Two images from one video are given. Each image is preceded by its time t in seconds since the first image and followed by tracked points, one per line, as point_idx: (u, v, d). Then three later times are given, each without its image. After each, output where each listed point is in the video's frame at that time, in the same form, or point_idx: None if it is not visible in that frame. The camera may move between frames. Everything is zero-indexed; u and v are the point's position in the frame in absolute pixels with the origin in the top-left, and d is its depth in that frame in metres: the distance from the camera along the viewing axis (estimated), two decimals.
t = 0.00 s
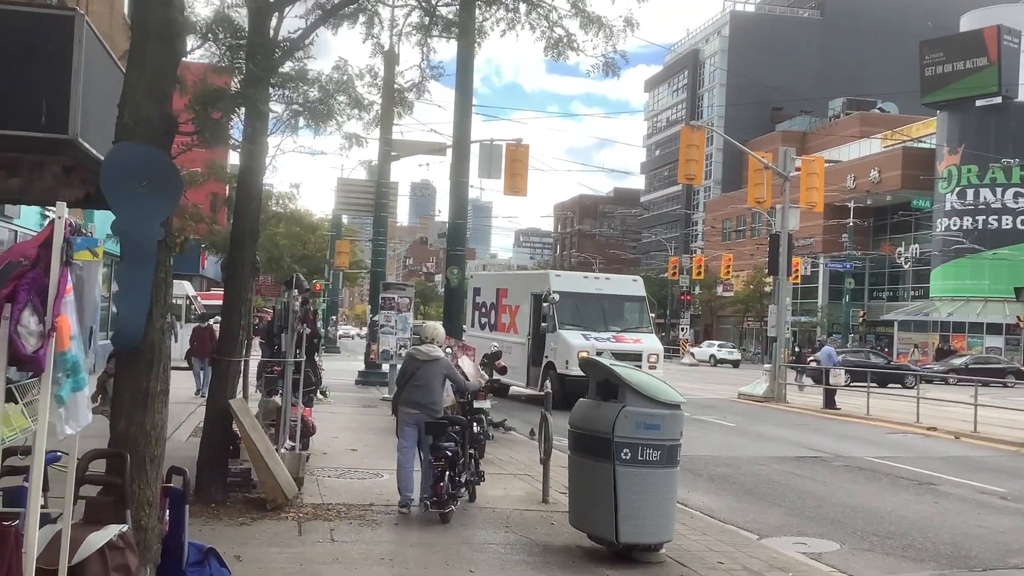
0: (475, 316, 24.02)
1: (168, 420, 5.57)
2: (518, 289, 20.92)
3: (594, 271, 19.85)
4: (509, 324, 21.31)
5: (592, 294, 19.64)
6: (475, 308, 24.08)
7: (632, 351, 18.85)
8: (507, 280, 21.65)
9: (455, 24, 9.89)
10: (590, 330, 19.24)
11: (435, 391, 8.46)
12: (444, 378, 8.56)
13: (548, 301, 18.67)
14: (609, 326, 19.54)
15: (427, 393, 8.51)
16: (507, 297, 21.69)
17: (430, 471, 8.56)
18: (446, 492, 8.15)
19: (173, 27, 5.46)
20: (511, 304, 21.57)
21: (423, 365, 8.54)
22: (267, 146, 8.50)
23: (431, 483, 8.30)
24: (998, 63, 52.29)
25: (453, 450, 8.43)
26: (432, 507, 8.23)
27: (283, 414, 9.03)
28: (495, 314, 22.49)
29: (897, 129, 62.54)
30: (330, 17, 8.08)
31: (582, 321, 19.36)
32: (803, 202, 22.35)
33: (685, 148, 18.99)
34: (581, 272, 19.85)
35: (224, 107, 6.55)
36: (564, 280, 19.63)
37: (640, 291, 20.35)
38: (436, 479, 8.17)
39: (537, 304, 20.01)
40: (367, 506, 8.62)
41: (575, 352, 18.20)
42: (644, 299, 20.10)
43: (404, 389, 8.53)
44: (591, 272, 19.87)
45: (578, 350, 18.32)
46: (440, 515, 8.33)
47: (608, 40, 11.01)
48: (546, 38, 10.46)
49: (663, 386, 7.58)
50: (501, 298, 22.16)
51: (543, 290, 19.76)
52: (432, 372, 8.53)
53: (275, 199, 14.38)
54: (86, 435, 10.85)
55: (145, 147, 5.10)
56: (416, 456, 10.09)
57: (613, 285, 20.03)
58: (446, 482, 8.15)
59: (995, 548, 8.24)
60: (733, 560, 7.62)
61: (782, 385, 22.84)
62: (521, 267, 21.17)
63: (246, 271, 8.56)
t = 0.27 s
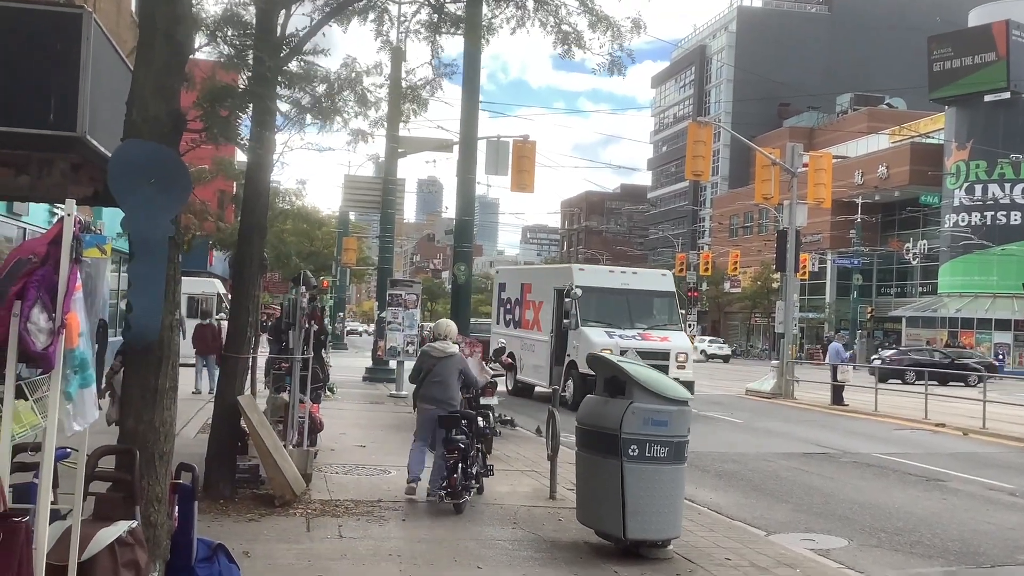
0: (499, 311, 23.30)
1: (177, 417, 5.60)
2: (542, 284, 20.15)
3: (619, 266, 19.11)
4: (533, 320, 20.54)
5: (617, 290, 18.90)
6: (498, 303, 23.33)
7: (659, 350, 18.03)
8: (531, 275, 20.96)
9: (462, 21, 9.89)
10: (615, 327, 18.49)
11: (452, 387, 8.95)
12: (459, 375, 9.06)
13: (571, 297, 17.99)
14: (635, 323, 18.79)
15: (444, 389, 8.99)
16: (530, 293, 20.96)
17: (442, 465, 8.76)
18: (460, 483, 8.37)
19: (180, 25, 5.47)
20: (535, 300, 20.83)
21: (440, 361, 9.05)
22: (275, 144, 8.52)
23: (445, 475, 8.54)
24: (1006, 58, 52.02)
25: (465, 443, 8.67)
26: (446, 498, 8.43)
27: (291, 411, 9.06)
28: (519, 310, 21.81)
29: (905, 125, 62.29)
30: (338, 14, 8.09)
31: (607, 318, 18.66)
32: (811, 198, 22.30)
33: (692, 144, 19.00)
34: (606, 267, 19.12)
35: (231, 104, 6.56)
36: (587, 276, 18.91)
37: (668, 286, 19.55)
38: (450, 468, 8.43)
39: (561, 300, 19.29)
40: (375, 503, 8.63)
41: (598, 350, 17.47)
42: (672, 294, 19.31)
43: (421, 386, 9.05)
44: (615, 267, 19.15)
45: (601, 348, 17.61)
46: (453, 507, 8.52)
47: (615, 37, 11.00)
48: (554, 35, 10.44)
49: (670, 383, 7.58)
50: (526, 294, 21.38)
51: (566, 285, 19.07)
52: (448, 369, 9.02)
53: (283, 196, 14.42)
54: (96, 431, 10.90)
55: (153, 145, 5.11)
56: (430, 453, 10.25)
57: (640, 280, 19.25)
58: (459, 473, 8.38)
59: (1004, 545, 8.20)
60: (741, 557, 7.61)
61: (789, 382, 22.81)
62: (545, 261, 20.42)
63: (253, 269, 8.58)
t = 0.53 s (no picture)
0: (530, 308, 22.29)
1: (190, 412, 5.62)
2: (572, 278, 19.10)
3: (651, 259, 17.95)
4: (562, 317, 19.44)
5: (649, 284, 17.76)
6: (529, 299, 22.31)
7: (692, 349, 16.81)
8: (560, 268, 19.92)
9: (475, 16, 9.88)
10: (645, 324, 17.36)
11: (463, 381, 9.01)
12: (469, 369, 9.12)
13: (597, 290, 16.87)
14: (667, 319, 17.65)
15: (455, 384, 9.05)
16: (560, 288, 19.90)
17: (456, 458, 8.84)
18: (476, 475, 8.47)
19: (194, 22, 5.48)
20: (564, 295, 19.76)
21: (449, 358, 9.11)
22: (287, 141, 8.54)
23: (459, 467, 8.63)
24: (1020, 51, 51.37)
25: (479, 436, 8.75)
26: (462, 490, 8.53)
27: (303, 406, 9.08)
28: (548, 306, 20.75)
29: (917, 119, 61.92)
30: (349, 11, 8.09)
31: (638, 314, 17.58)
32: (823, 193, 22.19)
33: (703, 139, 18.94)
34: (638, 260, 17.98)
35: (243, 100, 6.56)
36: (617, 268, 17.76)
37: (705, 281, 18.28)
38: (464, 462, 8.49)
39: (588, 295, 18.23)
40: (386, 498, 8.65)
41: (625, 348, 16.38)
42: (709, 289, 18.05)
43: (434, 381, 9.08)
44: (647, 260, 18.00)
45: (629, 346, 16.49)
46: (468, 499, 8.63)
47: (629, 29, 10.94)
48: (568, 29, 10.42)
49: (682, 379, 7.58)
50: (554, 289, 20.34)
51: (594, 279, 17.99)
52: (458, 364, 9.08)
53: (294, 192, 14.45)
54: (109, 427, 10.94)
55: (165, 141, 5.11)
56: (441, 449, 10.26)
57: (674, 274, 18.05)
58: (475, 465, 8.47)
59: (1018, 541, 8.17)
60: (754, 552, 7.60)
61: (801, 377, 22.74)
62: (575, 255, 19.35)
63: (265, 265, 8.60)
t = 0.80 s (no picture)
0: (558, 306, 21.21)
1: (204, 408, 5.63)
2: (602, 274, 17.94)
3: (684, 253, 16.94)
4: (591, 314, 18.36)
5: (683, 279, 16.76)
6: (557, 297, 21.26)
7: (729, 348, 15.76)
8: (589, 262, 18.90)
9: (488, 12, 9.86)
10: (678, 322, 16.33)
11: (477, 375, 9.00)
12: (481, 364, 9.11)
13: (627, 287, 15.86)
14: (702, 316, 16.63)
15: (469, 377, 9.06)
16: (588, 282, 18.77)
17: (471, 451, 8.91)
18: (490, 468, 8.54)
19: (207, 18, 5.48)
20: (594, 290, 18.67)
21: (464, 351, 9.10)
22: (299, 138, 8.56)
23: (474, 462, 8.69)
24: None
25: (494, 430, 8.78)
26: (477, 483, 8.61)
27: (316, 402, 9.09)
28: (577, 302, 19.70)
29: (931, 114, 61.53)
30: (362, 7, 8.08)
31: (671, 311, 16.57)
32: (837, 188, 22.11)
33: (716, 134, 18.88)
34: (671, 253, 16.98)
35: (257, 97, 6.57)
36: (647, 262, 16.72)
37: (743, 275, 17.23)
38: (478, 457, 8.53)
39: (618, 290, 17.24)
40: (399, 494, 8.66)
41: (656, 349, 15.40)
42: (748, 284, 16.99)
43: (448, 374, 9.08)
44: (680, 253, 16.98)
45: (661, 345, 15.50)
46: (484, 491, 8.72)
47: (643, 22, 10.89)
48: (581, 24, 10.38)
49: (695, 375, 7.55)
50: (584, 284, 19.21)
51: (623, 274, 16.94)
52: (472, 357, 9.08)
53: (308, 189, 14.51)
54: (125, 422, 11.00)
55: (180, 137, 5.09)
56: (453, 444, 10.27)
57: (710, 268, 17.01)
58: (489, 459, 8.53)
59: None
60: (767, 549, 7.58)
61: (814, 373, 22.67)
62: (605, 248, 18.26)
63: (279, 261, 8.61)
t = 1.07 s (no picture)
0: (590, 302, 20.16)
1: (218, 406, 5.65)
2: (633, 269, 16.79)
3: (721, 246, 15.44)
4: (621, 312, 17.33)
5: (720, 274, 15.28)
6: (589, 292, 20.18)
7: (769, 350, 14.45)
8: (622, 256, 17.62)
9: (499, 10, 9.88)
10: (713, 321, 14.93)
11: (491, 373, 9.02)
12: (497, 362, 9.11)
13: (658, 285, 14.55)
14: (741, 315, 15.17)
15: (484, 375, 9.08)
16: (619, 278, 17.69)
17: (484, 448, 8.94)
18: (503, 465, 8.63)
19: (220, 16, 5.50)
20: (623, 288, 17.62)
21: (480, 350, 9.10)
22: (311, 136, 8.59)
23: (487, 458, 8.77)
24: None
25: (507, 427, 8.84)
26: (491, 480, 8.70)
27: (328, 400, 9.13)
28: (607, 300, 18.70)
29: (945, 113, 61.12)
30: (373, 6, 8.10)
31: (706, 309, 15.14)
32: (851, 186, 22.00)
33: (728, 132, 18.81)
34: (707, 247, 15.49)
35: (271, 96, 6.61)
36: (679, 256, 15.33)
37: (787, 270, 15.67)
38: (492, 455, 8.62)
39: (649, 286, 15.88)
40: (411, 492, 8.68)
41: (690, 352, 14.12)
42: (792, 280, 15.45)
43: (463, 371, 9.09)
44: (717, 246, 15.48)
45: (696, 348, 14.18)
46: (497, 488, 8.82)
47: (653, 20, 10.89)
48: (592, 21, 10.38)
49: (708, 373, 7.53)
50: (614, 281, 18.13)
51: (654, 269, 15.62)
52: (488, 356, 9.09)
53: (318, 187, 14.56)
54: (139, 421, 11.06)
55: (194, 137, 5.12)
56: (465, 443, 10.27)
57: (750, 263, 15.48)
58: (502, 456, 8.61)
59: None
60: (779, 548, 7.56)
61: (827, 372, 22.56)
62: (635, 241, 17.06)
63: (290, 260, 8.63)
